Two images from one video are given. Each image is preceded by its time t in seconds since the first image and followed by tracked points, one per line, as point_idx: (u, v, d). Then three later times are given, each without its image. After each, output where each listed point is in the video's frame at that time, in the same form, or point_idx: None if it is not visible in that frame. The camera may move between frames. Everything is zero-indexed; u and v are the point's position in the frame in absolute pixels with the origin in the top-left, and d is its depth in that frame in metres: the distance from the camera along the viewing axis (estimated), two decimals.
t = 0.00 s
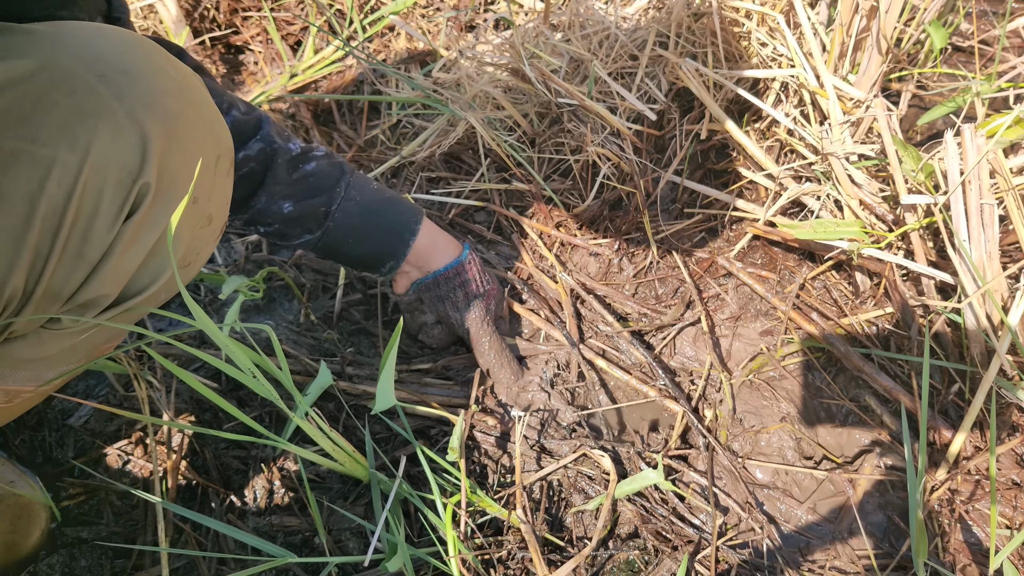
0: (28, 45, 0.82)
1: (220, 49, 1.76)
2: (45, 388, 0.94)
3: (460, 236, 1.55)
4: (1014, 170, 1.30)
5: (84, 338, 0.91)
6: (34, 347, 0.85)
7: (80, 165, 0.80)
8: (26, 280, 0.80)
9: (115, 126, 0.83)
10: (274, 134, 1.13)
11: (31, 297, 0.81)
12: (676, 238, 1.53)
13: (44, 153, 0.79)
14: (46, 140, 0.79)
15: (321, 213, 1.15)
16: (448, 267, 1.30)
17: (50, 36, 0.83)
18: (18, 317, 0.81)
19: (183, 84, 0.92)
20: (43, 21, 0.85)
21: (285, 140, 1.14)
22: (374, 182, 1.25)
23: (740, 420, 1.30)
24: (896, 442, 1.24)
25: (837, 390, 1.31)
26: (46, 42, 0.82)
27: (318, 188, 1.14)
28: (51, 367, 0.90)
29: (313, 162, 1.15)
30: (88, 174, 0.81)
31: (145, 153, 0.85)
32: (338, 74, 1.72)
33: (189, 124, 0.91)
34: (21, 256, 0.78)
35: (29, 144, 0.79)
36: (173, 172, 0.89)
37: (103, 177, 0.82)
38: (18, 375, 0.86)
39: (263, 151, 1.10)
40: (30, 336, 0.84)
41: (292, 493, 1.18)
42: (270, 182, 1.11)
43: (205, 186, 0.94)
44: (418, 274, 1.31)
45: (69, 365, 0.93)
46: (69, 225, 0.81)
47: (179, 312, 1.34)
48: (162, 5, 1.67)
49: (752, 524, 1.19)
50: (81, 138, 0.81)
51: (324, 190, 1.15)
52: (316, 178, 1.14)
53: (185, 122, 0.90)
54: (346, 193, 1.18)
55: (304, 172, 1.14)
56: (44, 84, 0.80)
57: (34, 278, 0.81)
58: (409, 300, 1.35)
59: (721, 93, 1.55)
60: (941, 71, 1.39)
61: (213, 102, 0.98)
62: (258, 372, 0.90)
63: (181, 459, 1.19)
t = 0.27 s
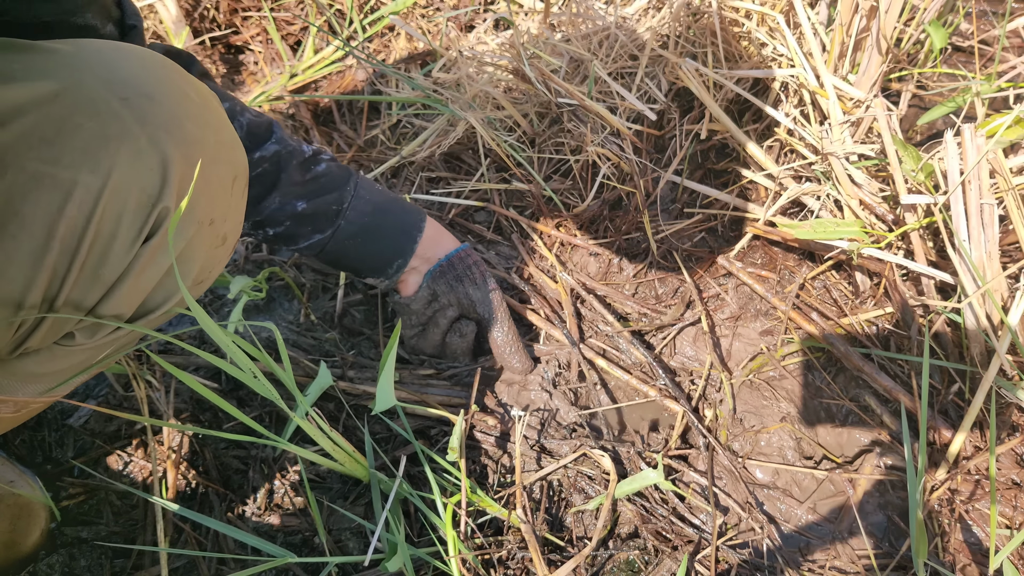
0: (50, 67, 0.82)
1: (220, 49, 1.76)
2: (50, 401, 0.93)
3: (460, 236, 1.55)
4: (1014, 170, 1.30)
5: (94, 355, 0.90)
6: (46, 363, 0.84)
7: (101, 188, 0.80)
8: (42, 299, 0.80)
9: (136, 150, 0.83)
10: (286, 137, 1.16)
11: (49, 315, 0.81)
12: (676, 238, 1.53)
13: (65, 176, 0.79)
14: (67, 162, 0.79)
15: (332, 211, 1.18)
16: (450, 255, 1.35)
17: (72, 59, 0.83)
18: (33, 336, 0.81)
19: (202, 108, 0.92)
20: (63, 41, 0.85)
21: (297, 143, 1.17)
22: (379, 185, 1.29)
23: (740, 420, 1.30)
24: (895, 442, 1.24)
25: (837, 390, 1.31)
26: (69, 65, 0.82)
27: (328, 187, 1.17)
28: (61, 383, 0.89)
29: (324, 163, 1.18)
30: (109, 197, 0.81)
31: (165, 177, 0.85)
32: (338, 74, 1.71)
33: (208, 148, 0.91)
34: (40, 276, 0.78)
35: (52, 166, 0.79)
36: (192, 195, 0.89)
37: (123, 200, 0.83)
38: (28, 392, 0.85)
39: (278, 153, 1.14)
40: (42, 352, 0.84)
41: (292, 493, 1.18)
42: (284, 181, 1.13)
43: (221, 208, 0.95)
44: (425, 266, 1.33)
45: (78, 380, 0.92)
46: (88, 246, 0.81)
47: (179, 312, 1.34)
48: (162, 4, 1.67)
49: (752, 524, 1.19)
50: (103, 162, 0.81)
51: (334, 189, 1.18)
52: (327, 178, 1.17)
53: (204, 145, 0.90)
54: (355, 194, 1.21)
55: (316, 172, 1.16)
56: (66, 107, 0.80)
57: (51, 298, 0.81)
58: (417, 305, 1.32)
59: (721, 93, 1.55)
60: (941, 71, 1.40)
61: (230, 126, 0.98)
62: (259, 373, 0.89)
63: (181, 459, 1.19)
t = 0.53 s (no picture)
0: (11, 45, 0.81)
1: (220, 49, 1.76)
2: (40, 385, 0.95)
3: (460, 236, 1.55)
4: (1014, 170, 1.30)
5: (76, 336, 0.91)
6: (28, 345, 0.86)
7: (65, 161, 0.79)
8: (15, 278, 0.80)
9: (99, 121, 0.82)
10: (300, 149, 1.14)
11: (23, 294, 0.81)
12: (676, 238, 1.53)
13: (27, 150, 0.78)
14: (30, 137, 0.78)
15: (343, 228, 1.18)
16: (461, 269, 1.32)
17: (32, 34, 0.83)
18: (8, 315, 0.81)
19: (167, 76, 0.90)
20: (25, 19, 0.85)
21: (312, 155, 1.16)
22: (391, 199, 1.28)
23: (740, 420, 1.30)
24: (895, 442, 1.24)
25: (837, 390, 1.31)
26: (30, 42, 0.82)
27: (340, 203, 1.17)
28: (47, 365, 0.91)
29: (337, 178, 1.18)
30: (73, 171, 0.80)
31: (131, 148, 0.84)
32: (337, 74, 1.71)
33: (176, 118, 0.90)
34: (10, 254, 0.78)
35: (13, 142, 0.78)
36: (160, 165, 0.88)
37: (89, 173, 0.82)
38: (13, 373, 0.86)
39: (292, 167, 1.11)
40: (22, 334, 0.85)
41: (292, 493, 1.18)
42: (296, 196, 1.12)
43: (194, 179, 0.93)
44: (436, 280, 1.31)
45: (64, 363, 0.93)
46: (56, 221, 0.80)
47: (179, 312, 1.34)
48: (162, 4, 1.67)
49: (751, 524, 1.19)
50: (66, 135, 0.80)
51: (347, 205, 1.18)
52: (340, 194, 1.17)
53: (170, 114, 0.89)
54: (366, 210, 1.21)
55: (330, 187, 1.16)
56: (28, 83, 0.80)
57: (24, 276, 0.80)
58: (425, 318, 1.31)
59: (721, 93, 1.55)
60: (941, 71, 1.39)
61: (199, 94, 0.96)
62: (257, 372, 0.90)
63: (181, 459, 1.19)
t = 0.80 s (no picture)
0: None
1: (220, 49, 1.76)
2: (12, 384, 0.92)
3: (460, 236, 1.55)
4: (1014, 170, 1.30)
5: (50, 330, 0.89)
6: None
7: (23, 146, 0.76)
8: None
9: (57, 104, 0.79)
10: (279, 149, 1.14)
11: None
12: (676, 238, 1.53)
13: None
14: None
15: (321, 230, 1.18)
16: (442, 276, 1.33)
17: None
18: None
19: (130, 59, 0.88)
20: None
21: (290, 155, 1.16)
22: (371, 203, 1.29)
23: (740, 420, 1.30)
24: (896, 442, 1.24)
25: (838, 390, 1.31)
26: None
27: (318, 205, 1.17)
28: (18, 362, 0.88)
29: (316, 180, 1.18)
30: (31, 155, 0.77)
31: (92, 132, 0.81)
32: (337, 74, 1.71)
33: (141, 102, 0.88)
34: None
35: None
36: (124, 150, 0.86)
37: (48, 158, 0.79)
38: None
39: (268, 166, 1.12)
40: None
41: (291, 493, 1.18)
42: (273, 197, 1.12)
43: (160, 163, 0.91)
44: (417, 288, 1.32)
45: (38, 359, 0.91)
46: (15, 208, 0.77)
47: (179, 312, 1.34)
48: (162, 4, 1.67)
49: (752, 524, 1.19)
50: (23, 119, 0.77)
51: (325, 208, 1.18)
52: (318, 196, 1.18)
53: (134, 99, 0.87)
54: (345, 213, 1.21)
55: (308, 189, 1.16)
56: None
57: None
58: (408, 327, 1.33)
59: (721, 93, 1.56)
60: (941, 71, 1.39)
61: (167, 81, 0.95)
62: (256, 374, 0.90)
63: (181, 459, 1.19)
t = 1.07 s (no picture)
0: (30, 72, 0.81)
1: (220, 50, 1.76)
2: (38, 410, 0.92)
3: (460, 236, 1.55)
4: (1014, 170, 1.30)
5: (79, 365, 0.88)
6: (29, 371, 0.83)
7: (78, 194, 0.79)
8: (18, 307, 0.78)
9: (116, 153, 0.82)
10: (276, 152, 1.16)
11: (24, 325, 0.78)
12: (676, 238, 1.53)
13: (41, 180, 0.77)
14: (45, 167, 0.78)
15: (320, 229, 1.18)
16: (442, 269, 1.34)
17: (56, 63, 0.82)
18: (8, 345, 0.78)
19: (185, 110, 0.91)
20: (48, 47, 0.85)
21: (288, 158, 1.17)
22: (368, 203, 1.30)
23: (740, 420, 1.30)
24: (895, 442, 1.24)
25: (838, 390, 1.31)
26: (50, 69, 0.81)
27: (317, 205, 1.18)
28: (43, 390, 0.87)
29: (314, 181, 1.19)
30: (86, 203, 0.80)
31: (145, 183, 0.84)
32: (337, 74, 1.71)
33: (191, 154, 0.90)
34: (15, 283, 0.76)
35: (26, 170, 0.77)
36: (173, 201, 0.88)
37: (101, 205, 0.81)
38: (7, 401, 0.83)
39: (267, 167, 1.13)
40: (23, 360, 0.82)
41: (291, 493, 1.18)
42: (274, 198, 1.12)
43: (205, 215, 0.93)
44: (418, 282, 1.32)
45: (61, 388, 0.90)
46: (66, 251, 0.79)
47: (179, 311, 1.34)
48: (161, 4, 1.67)
49: (752, 524, 1.19)
50: (81, 167, 0.80)
51: (324, 206, 1.19)
52: (316, 196, 1.18)
53: (185, 150, 0.89)
54: (344, 213, 1.22)
55: (307, 189, 1.17)
56: (47, 111, 0.79)
57: (27, 306, 0.78)
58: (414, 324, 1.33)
59: (721, 93, 1.56)
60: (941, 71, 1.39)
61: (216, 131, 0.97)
62: (263, 374, 0.90)
63: (181, 458, 1.19)
